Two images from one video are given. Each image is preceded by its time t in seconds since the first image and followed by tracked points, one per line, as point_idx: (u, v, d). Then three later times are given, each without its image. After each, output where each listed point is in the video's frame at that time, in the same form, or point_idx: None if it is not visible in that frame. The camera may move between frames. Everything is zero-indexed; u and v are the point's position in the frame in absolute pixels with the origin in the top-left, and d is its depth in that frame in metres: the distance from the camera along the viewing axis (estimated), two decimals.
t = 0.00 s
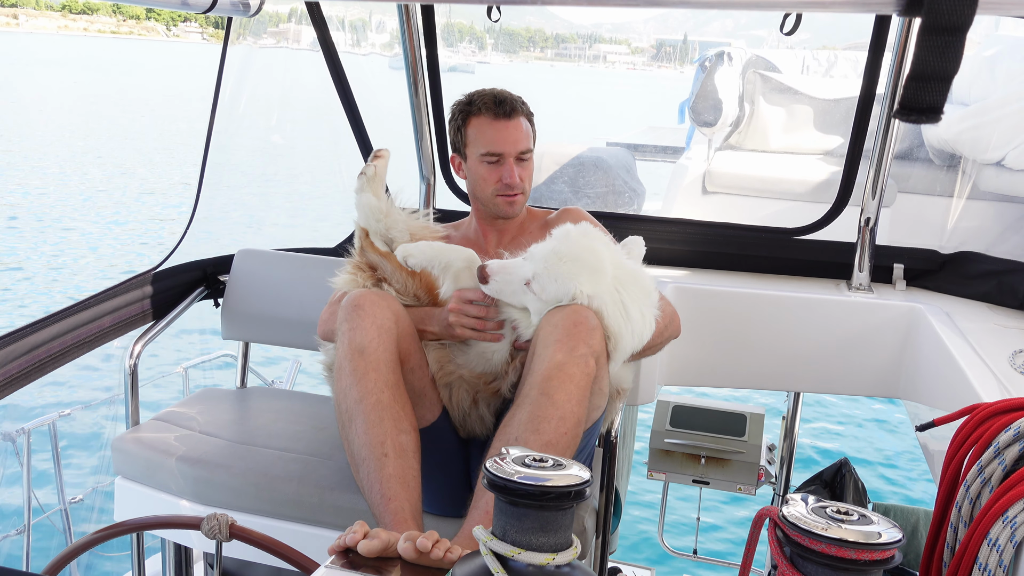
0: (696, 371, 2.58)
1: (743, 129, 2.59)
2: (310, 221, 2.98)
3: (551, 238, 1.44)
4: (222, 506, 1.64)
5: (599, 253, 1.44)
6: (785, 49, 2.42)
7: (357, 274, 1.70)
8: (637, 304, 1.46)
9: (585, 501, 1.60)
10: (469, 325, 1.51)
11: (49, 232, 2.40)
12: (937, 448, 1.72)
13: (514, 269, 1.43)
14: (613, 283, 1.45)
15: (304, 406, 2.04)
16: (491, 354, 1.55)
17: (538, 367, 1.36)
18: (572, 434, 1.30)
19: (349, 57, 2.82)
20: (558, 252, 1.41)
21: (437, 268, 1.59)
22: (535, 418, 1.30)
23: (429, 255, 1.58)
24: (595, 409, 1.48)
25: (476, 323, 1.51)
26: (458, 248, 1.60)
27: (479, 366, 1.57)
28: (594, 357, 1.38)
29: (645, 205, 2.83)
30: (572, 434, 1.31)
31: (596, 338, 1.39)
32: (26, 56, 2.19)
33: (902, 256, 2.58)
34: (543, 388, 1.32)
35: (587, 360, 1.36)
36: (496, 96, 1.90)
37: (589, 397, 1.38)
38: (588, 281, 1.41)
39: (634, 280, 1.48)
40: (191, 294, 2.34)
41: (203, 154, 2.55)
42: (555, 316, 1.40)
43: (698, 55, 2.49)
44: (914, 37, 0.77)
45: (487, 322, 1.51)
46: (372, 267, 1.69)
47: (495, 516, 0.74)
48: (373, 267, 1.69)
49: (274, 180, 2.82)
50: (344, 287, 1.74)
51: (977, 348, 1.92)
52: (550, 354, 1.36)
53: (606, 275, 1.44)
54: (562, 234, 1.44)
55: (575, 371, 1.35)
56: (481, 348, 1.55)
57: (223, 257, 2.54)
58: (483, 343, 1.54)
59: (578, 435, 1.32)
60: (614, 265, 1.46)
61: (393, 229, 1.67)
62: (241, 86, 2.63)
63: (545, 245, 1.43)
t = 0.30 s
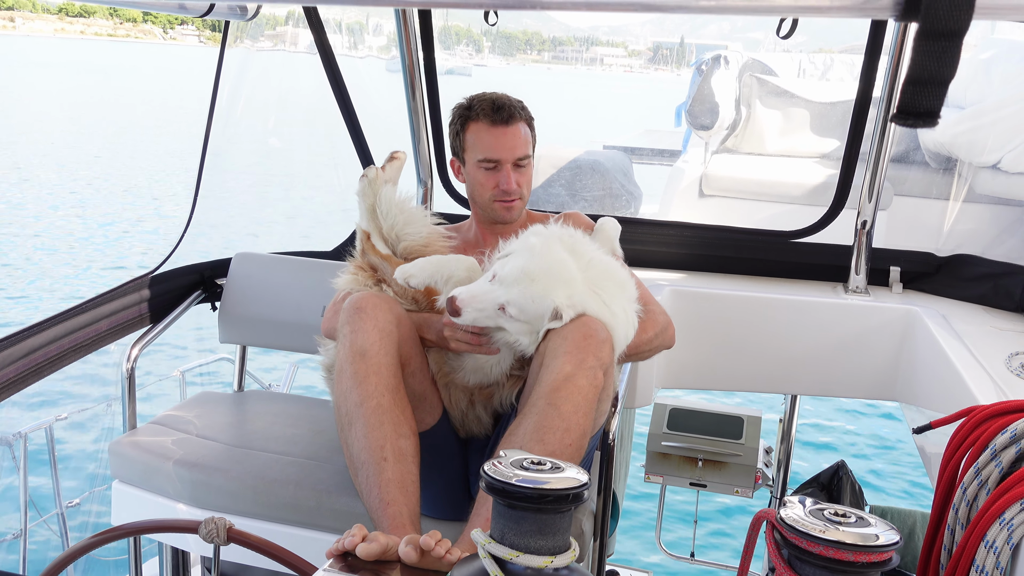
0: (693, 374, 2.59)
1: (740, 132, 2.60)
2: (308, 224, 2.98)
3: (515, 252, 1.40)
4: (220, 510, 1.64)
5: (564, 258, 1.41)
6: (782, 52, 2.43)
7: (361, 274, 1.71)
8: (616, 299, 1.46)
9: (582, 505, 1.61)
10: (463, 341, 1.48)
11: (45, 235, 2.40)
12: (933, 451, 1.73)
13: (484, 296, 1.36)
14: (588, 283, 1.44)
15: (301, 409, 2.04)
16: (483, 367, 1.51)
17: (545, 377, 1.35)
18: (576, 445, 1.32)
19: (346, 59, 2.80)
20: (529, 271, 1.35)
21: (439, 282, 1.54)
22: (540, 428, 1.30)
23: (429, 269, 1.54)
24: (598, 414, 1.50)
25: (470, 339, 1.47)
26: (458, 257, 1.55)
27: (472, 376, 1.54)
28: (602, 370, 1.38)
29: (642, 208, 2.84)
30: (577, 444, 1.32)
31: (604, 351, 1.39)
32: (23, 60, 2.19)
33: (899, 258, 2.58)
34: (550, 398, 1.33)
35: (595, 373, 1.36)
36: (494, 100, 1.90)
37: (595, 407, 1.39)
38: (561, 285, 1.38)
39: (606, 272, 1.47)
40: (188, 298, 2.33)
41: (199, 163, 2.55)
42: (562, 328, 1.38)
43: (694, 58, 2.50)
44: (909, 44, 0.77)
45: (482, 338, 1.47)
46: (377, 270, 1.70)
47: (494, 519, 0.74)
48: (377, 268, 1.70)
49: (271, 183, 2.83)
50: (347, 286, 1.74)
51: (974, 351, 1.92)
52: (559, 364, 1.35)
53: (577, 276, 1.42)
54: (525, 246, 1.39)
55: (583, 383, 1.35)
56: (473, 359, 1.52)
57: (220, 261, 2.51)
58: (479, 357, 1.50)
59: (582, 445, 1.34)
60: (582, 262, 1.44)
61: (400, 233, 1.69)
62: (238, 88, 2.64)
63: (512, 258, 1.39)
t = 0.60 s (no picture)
0: (691, 374, 2.59)
1: (739, 132, 2.60)
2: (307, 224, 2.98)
3: (513, 273, 1.36)
4: (219, 508, 1.63)
5: (562, 274, 1.39)
6: (781, 52, 2.43)
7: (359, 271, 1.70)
8: (617, 303, 1.45)
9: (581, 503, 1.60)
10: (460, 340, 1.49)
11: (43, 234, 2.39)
12: (932, 450, 1.73)
13: (487, 320, 1.35)
14: (587, 290, 1.43)
15: (300, 408, 2.04)
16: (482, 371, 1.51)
17: (552, 376, 1.35)
18: (582, 445, 1.31)
19: (346, 59, 2.82)
20: (530, 292, 1.34)
21: (446, 285, 1.52)
22: (546, 428, 1.30)
23: (435, 271, 1.52)
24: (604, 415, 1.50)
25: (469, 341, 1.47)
26: (464, 260, 1.52)
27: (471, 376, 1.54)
28: (610, 371, 1.38)
29: (642, 208, 2.84)
30: (582, 445, 1.32)
31: (614, 352, 1.39)
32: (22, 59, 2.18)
33: (898, 258, 2.58)
34: (557, 397, 1.32)
35: (604, 373, 1.36)
36: (457, 97, 1.91)
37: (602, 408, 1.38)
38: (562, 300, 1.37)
39: (604, 278, 1.45)
40: (186, 298, 2.33)
41: (197, 166, 2.58)
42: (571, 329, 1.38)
43: (694, 58, 2.50)
44: (929, 37, 1.30)
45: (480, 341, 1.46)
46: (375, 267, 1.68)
47: (494, 516, 0.74)
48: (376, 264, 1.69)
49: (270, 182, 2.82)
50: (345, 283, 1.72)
51: (973, 350, 1.92)
52: (566, 363, 1.35)
53: (576, 289, 1.40)
54: (523, 267, 1.36)
55: (590, 382, 1.35)
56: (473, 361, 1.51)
57: (217, 260, 2.54)
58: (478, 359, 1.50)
59: (588, 444, 1.33)
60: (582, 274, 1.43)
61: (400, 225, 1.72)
62: (237, 88, 2.61)
63: (511, 279, 1.35)
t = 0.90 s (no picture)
0: (691, 376, 2.58)
1: (737, 133, 2.60)
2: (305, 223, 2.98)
3: (500, 335, 1.33)
4: (215, 508, 1.63)
5: (548, 323, 1.36)
6: (781, 52, 2.43)
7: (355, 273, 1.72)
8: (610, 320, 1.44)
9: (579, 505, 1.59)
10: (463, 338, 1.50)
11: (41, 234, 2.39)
12: (930, 452, 1.72)
13: (482, 386, 1.39)
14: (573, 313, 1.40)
15: (297, 408, 2.04)
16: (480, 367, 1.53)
17: (561, 382, 1.36)
18: (588, 452, 1.31)
19: (344, 57, 2.81)
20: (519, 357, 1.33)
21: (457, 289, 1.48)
22: (554, 433, 1.29)
23: (445, 278, 1.48)
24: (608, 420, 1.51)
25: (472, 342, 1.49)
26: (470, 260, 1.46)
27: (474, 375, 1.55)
28: (619, 381, 1.39)
29: (640, 208, 2.84)
30: (588, 452, 1.32)
31: (623, 361, 1.41)
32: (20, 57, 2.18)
33: (896, 260, 2.58)
34: (566, 403, 1.32)
35: (613, 382, 1.37)
36: (416, 104, 2.05)
37: (610, 416, 1.38)
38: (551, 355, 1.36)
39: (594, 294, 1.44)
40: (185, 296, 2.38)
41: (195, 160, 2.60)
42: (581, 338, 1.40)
43: (694, 58, 2.50)
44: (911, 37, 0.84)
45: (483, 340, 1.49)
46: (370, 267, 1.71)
47: (490, 517, 0.74)
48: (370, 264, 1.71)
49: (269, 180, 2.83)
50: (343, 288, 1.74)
51: (971, 351, 1.93)
52: (576, 369, 1.36)
53: (560, 328, 1.38)
54: (510, 331, 1.32)
55: (598, 389, 1.35)
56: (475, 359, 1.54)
57: (216, 259, 2.61)
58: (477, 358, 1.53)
59: (595, 451, 1.33)
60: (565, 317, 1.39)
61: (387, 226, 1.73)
62: (235, 87, 2.61)
63: (499, 346, 1.33)
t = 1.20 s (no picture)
0: (691, 374, 2.58)
1: (739, 132, 2.61)
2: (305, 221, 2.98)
3: (488, 322, 1.34)
4: (215, 506, 1.63)
5: (533, 314, 1.36)
6: (781, 51, 2.43)
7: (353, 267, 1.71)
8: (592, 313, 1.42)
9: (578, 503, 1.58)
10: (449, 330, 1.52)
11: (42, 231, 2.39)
12: (930, 451, 1.72)
13: (463, 375, 1.39)
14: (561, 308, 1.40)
15: (298, 406, 2.04)
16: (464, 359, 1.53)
17: (549, 373, 1.34)
18: (580, 442, 1.31)
19: (345, 56, 2.80)
20: (502, 346, 1.34)
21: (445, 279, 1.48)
22: (544, 425, 1.29)
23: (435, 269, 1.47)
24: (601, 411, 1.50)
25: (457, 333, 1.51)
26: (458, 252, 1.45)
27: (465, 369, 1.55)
28: (607, 368, 1.37)
29: (641, 206, 2.84)
30: (580, 442, 1.31)
31: (609, 348, 1.39)
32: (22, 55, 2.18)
33: (898, 258, 2.58)
34: (555, 395, 1.32)
35: (601, 370, 1.35)
36: (421, 100, 2.06)
37: (600, 404, 1.37)
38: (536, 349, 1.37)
39: (585, 292, 1.42)
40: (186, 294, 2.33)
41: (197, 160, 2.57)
42: (569, 326, 1.39)
43: (694, 56, 2.49)
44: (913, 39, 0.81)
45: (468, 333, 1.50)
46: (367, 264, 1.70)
47: (491, 515, 0.74)
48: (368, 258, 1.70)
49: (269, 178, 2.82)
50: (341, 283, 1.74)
51: (971, 351, 1.93)
52: (564, 360, 1.34)
53: (546, 321, 1.38)
54: (498, 319, 1.33)
55: (586, 379, 1.34)
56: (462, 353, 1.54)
57: (218, 256, 2.54)
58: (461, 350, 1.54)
59: (586, 441, 1.33)
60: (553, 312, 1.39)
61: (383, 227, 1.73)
62: (235, 85, 2.59)
63: (485, 333, 1.34)
